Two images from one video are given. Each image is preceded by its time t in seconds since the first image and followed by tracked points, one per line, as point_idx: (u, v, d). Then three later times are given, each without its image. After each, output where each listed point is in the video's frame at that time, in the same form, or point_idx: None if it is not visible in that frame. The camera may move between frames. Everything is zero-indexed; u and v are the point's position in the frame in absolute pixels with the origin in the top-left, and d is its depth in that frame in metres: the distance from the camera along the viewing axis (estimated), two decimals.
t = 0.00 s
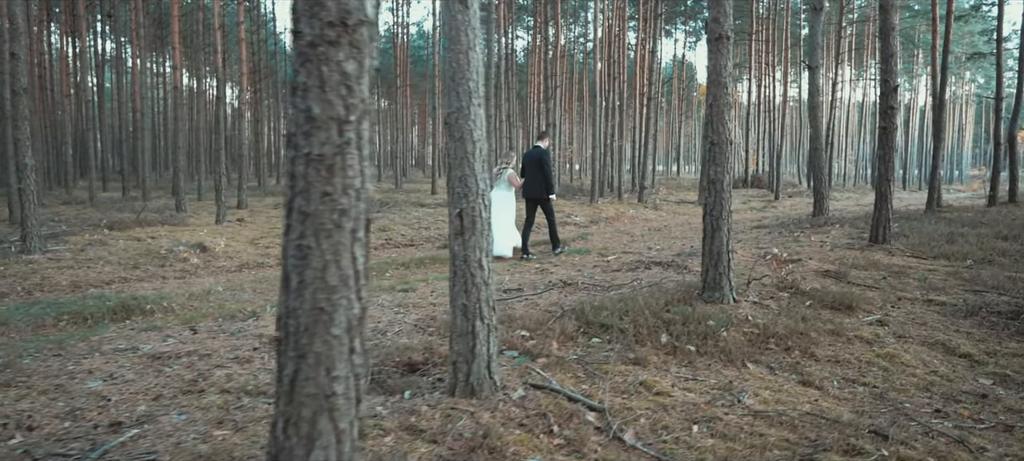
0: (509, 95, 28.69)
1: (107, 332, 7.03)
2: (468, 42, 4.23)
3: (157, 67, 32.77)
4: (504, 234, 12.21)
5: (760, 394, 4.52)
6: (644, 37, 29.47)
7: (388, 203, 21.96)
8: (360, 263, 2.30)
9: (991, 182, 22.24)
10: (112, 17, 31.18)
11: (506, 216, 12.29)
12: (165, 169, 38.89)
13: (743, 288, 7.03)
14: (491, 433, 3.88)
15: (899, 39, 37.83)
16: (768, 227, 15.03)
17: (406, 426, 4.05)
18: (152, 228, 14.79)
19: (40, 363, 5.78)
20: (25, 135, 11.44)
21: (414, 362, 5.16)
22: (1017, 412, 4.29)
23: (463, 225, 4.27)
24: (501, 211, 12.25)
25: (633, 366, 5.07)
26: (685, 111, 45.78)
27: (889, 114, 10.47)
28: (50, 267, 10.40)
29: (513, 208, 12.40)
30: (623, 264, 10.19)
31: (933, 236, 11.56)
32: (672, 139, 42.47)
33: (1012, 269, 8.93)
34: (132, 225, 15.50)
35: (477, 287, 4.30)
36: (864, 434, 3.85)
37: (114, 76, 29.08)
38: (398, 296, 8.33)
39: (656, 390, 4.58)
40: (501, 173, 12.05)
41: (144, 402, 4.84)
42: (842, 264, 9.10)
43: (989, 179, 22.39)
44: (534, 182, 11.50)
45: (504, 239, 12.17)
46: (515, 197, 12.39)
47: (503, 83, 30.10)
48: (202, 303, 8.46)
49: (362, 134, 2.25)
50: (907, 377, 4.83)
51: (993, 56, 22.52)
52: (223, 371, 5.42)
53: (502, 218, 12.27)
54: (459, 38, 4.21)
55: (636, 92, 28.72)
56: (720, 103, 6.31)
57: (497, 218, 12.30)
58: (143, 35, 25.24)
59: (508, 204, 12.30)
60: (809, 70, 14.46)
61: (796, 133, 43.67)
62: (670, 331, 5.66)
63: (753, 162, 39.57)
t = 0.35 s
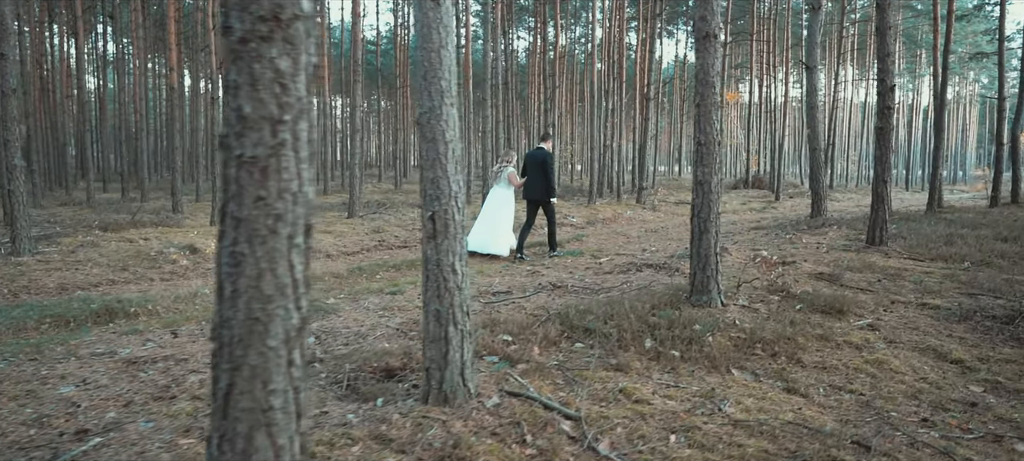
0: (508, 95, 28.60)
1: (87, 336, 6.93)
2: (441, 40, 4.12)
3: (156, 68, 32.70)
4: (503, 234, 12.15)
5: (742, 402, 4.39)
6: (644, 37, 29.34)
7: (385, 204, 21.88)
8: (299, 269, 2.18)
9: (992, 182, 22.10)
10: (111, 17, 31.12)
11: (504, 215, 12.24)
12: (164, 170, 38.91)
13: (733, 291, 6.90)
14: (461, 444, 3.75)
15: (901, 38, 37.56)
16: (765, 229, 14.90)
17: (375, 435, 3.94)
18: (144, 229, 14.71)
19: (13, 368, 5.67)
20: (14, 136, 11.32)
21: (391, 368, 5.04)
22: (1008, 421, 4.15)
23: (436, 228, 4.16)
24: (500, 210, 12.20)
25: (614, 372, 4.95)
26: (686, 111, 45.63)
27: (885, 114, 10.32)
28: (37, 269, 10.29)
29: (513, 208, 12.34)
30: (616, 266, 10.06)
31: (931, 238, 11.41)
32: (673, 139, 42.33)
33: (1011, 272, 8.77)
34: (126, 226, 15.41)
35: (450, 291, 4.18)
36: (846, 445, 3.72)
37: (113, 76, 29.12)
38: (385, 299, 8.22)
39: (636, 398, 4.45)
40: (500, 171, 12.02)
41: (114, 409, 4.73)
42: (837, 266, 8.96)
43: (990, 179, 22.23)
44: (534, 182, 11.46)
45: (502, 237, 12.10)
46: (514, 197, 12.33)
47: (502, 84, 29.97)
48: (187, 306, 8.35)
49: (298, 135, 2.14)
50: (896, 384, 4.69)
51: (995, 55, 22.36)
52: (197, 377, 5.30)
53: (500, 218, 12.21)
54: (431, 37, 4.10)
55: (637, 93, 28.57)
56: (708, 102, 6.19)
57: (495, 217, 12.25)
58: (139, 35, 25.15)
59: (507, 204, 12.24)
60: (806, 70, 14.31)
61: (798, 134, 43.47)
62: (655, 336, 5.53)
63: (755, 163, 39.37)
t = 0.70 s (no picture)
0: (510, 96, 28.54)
1: (71, 339, 6.86)
2: (413, 40, 4.02)
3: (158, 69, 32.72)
4: (502, 234, 12.01)
5: (724, 411, 4.27)
6: (646, 37, 29.21)
7: (385, 204, 21.86)
8: (235, 281, 2.09)
9: (998, 183, 21.86)
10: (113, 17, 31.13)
11: (505, 215, 12.10)
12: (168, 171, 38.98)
13: (724, 295, 6.78)
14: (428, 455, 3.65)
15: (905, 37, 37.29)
16: (765, 230, 14.76)
17: (344, 446, 3.83)
18: (141, 230, 14.70)
19: None
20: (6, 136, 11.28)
21: (369, 374, 4.95)
22: (998, 432, 4.01)
23: (408, 233, 4.06)
24: (500, 210, 12.06)
25: (596, 380, 4.84)
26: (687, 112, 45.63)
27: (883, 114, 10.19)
28: (29, 271, 10.25)
29: (513, 208, 12.19)
30: (610, 267, 9.96)
31: (931, 240, 11.26)
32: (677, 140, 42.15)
33: (1012, 275, 8.60)
34: (124, 227, 15.37)
35: (424, 298, 4.08)
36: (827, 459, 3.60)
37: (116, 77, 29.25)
38: (374, 303, 8.14)
39: (615, 407, 4.33)
40: (501, 170, 11.88)
41: (85, 416, 4.65)
42: (832, 269, 8.83)
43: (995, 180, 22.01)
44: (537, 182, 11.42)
45: (501, 237, 11.96)
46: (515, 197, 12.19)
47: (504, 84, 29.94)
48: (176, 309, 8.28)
49: (231, 138, 2.03)
50: (885, 392, 4.56)
51: (1000, 55, 22.14)
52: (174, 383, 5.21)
53: (500, 217, 12.07)
54: (403, 37, 4.00)
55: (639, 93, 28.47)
56: (697, 103, 6.07)
57: (495, 217, 12.12)
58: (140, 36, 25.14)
59: (507, 204, 12.09)
60: (806, 70, 14.17)
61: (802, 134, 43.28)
62: (640, 342, 5.42)
63: (759, 163, 39.19)
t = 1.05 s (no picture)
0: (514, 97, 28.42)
1: (58, 341, 6.83)
2: (388, 37, 3.93)
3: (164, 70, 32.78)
4: (503, 236, 11.95)
5: (708, 418, 4.16)
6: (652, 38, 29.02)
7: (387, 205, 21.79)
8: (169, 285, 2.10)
9: (1007, 184, 21.55)
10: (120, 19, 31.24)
11: (507, 218, 12.05)
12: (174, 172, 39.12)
13: (718, 297, 6.66)
14: None
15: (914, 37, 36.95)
16: (768, 232, 14.59)
17: (316, 451, 3.75)
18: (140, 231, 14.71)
19: None
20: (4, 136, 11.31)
21: (350, 377, 4.87)
22: (990, 441, 3.88)
23: (383, 234, 3.97)
24: (503, 212, 12.02)
25: (578, 385, 4.75)
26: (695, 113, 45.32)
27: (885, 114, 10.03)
28: (26, 272, 10.25)
29: (517, 211, 12.13)
30: (607, 269, 9.85)
31: (936, 242, 11.08)
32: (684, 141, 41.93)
33: (1016, 278, 8.43)
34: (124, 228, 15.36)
35: (399, 301, 4.00)
36: None
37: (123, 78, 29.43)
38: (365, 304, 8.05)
39: (597, 413, 4.23)
40: (505, 171, 11.87)
41: (61, 420, 4.59)
42: (831, 272, 8.69)
43: (1005, 182, 21.69)
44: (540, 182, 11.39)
45: (502, 238, 11.90)
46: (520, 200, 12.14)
47: (508, 84, 29.82)
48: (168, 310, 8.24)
49: (162, 135, 2.06)
50: (875, 400, 4.44)
51: (1010, 55, 21.82)
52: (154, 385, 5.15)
53: (502, 219, 12.03)
54: (378, 33, 3.91)
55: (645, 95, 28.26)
56: (688, 102, 5.96)
57: (498, 219, 12.08)
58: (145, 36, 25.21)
59: (511, 206, 12.04)
60: (809, 70, 14.00)
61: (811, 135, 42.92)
62: (627, 346, 5.32)
63: (766, 164, 38.90)
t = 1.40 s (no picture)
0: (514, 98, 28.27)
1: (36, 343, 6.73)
2: (355, 33, 3.85)
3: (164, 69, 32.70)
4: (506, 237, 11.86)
5: (682, 423, 4.07)
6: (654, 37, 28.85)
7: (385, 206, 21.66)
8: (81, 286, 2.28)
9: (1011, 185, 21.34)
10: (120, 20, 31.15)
11: (510, 219, 11.96)
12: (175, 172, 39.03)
13: (704, 299, 6.54)
14: None
15: (919, 37, 36.67)
16: (766, 233, 14.45)
17: (279, 457, 3.66)
18: (134, 231, 14.66)
19: None
20: None
21: (323, 380, 4.78)
22: (971, 447, 3.78)
23: (350, 235, 3.89)
24: (505, 212, 11.95)
25: (553, 388, 4.67)
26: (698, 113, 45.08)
27: (881, 113, 9.89)
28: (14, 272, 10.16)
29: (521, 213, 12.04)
30: (598, 270, 9.73)
31: (934, 243, 10.92)
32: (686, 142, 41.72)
33: (1013, 279, 8.30)
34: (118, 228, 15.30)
35: (366, 304, 3.92)
36: None
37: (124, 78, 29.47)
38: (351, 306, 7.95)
39: (570, 418, 4.13)
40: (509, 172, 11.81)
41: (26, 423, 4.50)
42: (824, 273, 8.56)
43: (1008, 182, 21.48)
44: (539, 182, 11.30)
45: (505, 240, 11.83)
46: (523, 201, 12.08)
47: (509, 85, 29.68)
48: (151, 311, 8.14)
49: (75, 131, 2.25)
50: (856, 404, 4.34)
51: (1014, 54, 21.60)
52: (125, 387, 5.07)
53: (505, 220, 11.94)
54: (344, 30, 3.82)
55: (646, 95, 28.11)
56: (672, 100, 5.85)
57: (500, 220, 12.00)
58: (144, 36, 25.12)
59: (514, 207, 11.97)
60: (807, 69, 13.86)
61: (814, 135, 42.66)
62: (607, 348, 5.23)
63: (769, 164, 38.64)
